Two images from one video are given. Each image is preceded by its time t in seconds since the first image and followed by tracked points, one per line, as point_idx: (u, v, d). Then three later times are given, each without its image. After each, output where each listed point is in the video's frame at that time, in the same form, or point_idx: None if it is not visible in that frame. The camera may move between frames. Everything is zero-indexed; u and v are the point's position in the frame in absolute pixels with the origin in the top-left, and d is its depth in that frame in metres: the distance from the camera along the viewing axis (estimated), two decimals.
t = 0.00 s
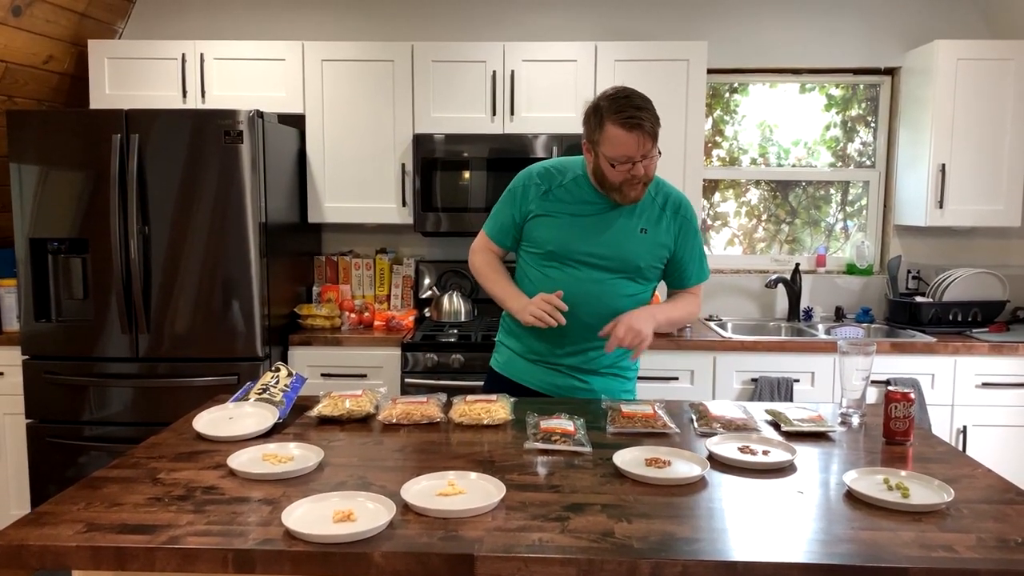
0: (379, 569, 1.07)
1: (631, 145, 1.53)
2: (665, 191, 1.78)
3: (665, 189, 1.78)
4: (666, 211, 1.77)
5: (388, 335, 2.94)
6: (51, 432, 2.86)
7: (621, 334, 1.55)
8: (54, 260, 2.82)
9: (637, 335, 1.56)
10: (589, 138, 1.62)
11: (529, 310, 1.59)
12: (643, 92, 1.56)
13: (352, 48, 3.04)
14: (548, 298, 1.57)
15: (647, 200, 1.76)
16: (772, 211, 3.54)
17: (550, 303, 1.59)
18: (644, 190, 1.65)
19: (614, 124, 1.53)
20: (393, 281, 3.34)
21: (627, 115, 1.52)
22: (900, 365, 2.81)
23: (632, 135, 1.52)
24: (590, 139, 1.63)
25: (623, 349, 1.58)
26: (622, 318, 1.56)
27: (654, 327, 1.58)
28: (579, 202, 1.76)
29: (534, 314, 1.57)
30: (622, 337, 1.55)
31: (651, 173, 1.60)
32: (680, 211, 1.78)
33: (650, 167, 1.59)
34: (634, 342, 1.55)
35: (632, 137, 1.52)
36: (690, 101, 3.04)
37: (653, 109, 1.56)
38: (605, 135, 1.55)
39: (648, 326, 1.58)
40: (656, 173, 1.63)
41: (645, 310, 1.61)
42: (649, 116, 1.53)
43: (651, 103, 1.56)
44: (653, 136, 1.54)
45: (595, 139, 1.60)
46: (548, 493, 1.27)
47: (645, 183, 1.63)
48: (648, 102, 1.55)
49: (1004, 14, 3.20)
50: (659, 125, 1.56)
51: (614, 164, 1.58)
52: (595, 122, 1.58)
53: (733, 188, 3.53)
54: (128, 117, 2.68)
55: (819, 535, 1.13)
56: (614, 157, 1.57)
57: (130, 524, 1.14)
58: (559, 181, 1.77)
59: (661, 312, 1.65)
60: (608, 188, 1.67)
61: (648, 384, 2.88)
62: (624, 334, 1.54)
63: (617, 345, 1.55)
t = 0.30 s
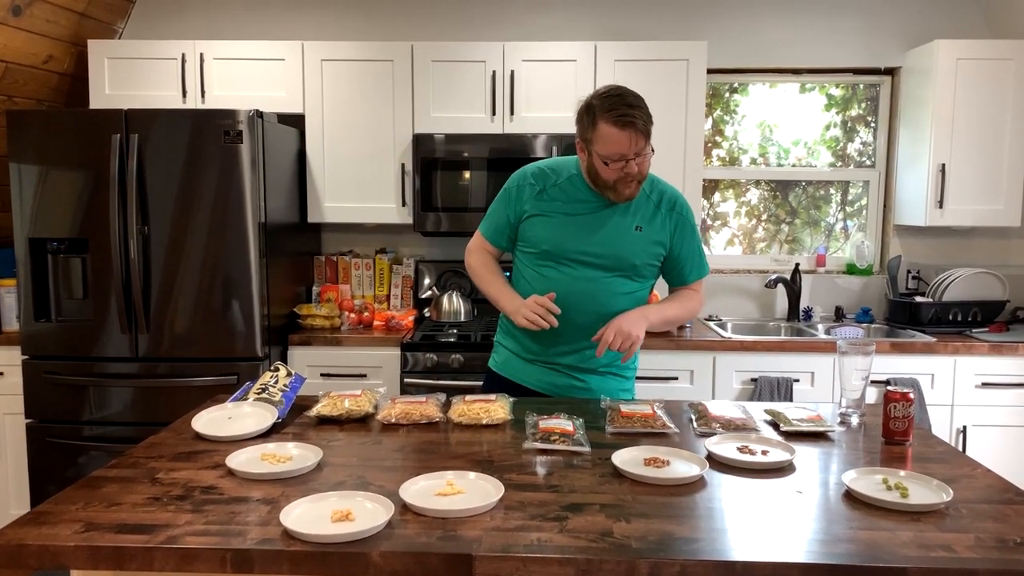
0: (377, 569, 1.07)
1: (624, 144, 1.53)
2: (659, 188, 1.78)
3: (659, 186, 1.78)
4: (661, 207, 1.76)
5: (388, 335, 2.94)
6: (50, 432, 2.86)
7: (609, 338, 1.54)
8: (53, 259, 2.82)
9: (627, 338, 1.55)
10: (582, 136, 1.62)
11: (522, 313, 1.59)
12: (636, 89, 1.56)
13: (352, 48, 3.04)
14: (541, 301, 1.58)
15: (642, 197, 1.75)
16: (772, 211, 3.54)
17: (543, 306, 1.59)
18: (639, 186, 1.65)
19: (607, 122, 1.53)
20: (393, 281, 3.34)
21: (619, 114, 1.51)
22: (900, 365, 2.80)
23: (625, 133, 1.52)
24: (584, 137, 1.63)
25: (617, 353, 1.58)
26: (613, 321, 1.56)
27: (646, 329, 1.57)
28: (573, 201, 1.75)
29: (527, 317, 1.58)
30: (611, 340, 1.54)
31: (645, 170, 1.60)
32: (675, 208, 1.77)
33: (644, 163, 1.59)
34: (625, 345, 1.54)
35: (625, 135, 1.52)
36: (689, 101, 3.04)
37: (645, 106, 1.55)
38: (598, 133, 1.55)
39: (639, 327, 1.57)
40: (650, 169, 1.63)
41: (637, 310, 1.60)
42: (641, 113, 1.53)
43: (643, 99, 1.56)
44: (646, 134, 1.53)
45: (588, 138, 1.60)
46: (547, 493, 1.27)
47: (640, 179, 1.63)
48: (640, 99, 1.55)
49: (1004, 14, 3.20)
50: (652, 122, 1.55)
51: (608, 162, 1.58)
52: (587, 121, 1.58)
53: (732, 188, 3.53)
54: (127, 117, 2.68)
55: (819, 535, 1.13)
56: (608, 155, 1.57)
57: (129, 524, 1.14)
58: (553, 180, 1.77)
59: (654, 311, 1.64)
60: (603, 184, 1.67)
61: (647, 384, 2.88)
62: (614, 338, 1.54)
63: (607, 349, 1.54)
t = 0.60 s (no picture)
0: (379, 570, 1.08)
1: (604, 116, 1.55)
2: (653, 184, 1.80)
3: (653, 183, 1.80)
4: (657, 203, 1.78)
5: (389, 336, 2.95)
6: (52, 432, 2.86)
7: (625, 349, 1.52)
8: (55, 260, 2.82)
9: (641, 346, 1.53)
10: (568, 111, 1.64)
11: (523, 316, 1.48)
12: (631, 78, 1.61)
13: (353, 49, 3.04)
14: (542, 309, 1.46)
15: (638, 194, 1.77)
16: (773, 212, 3.55)
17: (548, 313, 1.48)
18: (613, 171, 1.66)
19: (594, 95, 1.56)
20: (394, 282, 3.34)
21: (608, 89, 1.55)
22: (900, 366, 2.81)
23: (607, 105, 1.55)
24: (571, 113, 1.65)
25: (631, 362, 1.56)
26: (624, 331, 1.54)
27: (657, 333, 1.56)
28: (571, 201, 1.76)
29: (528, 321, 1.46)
30: (627, 351, 1.52)
31: (622, 153, 1.62)
32: (670, 203, 1.79)
33: (621, 145, 1.61)
34: (644, 354, 1.53)
35: (606, 108, 1.55)
36: (690, 102, 3.04)
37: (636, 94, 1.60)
38: (583, 103, 1.58)
39: (651, 333, 1.55)
40: (628, 156, 1.64)
41: (644, 317, 1.59)
42: (628, 94, 1.56)
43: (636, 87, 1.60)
44: (632, 115, 1.57)
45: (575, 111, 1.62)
46: (548, 494, 1.27)
47: (614, 163, 1.65)
48: (631, 85, 1.59)
49: (1004, 16, 3.20)
50: (637, 108, 1.58)
51: (586, 133, 1.60)
52: (577, 94, 1.61)
53: (733, 189, 3.53)
54: (129, 118, 2.69)
55: (819, 536, 1.13)
56: (589, 127, 1.58)
57: (131, 525, 1.15)
58: (550, 182, 1.77)
59: (659, 315, 1.63)
60: (580, 162, 1.69)
61: (648, 385, 2.88)
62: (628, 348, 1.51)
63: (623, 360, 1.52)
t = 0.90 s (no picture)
0: (376, 571, 1.08)
1: (592, 110, 1.56)
2: (639, 182, 1.85)
3: (639, 180, 1.85)
4: (646, 198, 1.83)
5: (389, 337, 2.95)
6: (52, 433, 2.87)
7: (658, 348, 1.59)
8: (54, 261, 2.82)
9: (668, 344, 1.60)
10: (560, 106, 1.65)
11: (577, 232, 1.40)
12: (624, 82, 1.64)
13: (353, 50, 3.05)
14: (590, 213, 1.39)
15: (629, 192, 1.81)
16: (772, 213, 3.54)
17: (595, 201, 1.38)
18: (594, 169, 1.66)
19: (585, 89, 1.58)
20: (393, 282, 3.34)
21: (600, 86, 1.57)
22: (900, 367, 2.81)
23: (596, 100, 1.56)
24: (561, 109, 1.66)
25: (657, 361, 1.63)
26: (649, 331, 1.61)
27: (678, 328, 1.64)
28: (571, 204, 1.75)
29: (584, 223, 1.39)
30: (656, 349, 1.59)
31: (606, 150, 1.62)
32: (657, 198, 1.85)
33: (605, 143, 1.61)
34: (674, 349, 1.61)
35: (594, 102, 1.56)
36: (689, 103, 3.04)
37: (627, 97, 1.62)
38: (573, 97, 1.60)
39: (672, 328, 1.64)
40: (611, 155, 1.65)
41: (664, 315, 1.67)
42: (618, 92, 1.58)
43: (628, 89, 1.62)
44: (619, 113, 1.58)
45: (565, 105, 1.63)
46: (546, 496, 1.27)
47: (597, 160, 1.65)
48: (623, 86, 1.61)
49: (1004, 17, 3.20)
50: (626, 108, 1.60)
51: (572, 126, 1.61)
52: (568, 91, 1.63)
53: (733, 190, 3.53)
54: (129, 119, 2.69)
55: (817, 537, 1.13)
56: (575, 120, 1.59)
57: (130, 526, 1.15)
58: (546, 186, 1.76)
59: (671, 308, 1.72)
60: (564, 156, 1.69)
61: (648, 386, 2.89)
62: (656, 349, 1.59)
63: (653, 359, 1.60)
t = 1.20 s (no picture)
0: (373, 569, 1.07)
1: (586, 104, 1.59)
2: (637, 180, 1.84)
3: (636, 179, 1.84)
4: (643, 198, 1.83)
5: (388, 335, 2.95)
6: (52, 432, 2.87)
7: (662, 357, 1.63)
8: (54, 260, 2.82)
9: (670, 350, 1.65)
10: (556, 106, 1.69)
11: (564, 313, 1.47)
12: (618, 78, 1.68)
13: (352, 49, 3.04)
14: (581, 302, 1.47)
15: (627, 191, 1.80)
16: (772, 211, 3.54)
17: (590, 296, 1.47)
18: (596, 163, 1.67)
19: (577, 86, 1.62)
20: (393, 281, 3.34)
21: (592, 81, 1.61)
22: (900, 365, 2.80)
23: (589, 94, 1.60)
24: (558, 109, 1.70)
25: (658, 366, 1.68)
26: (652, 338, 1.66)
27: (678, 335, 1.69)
28: (572, 203, 1.74)
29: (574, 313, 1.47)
30: (660, 356, 1.64)
31: (604, 142, 1.64)
32: (654, 197, 1.85)
33: (602, 135, 1.63)
34: (674, 359, 1.65)
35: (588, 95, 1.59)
36: (689, 101, 3.04)
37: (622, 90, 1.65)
38: (567, 95, 1.64)
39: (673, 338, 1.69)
40: (610, 149, 1.66)
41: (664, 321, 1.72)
42: (610, 85, 1.61)
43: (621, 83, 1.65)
44: (614, 105, 1.61)
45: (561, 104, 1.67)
46: (544, 493, 1.27)
47: (596, 154, 1.66)
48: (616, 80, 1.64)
49: (1004, 16, 3.20)
50: (620, 100, 1.62)
51: (569, 123, 1.63)
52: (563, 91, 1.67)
53: (733, 188, 3.53)
54: (128, 118, 2.69)
55: (816, 535, 1.13)
56: (571, 115, 1.62)
57: (127, 524, 1.15)
58: (543, 186, 1.75)
59: (670, 316, 1.77)
60: (564, 154, 1.71)
61: (647, 384, 2.88)
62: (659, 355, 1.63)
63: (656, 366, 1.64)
